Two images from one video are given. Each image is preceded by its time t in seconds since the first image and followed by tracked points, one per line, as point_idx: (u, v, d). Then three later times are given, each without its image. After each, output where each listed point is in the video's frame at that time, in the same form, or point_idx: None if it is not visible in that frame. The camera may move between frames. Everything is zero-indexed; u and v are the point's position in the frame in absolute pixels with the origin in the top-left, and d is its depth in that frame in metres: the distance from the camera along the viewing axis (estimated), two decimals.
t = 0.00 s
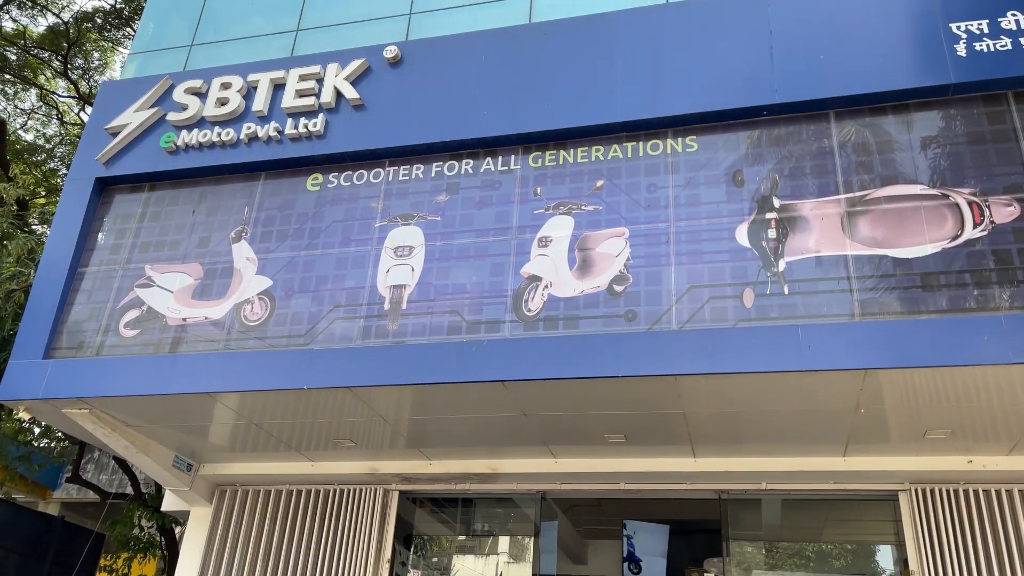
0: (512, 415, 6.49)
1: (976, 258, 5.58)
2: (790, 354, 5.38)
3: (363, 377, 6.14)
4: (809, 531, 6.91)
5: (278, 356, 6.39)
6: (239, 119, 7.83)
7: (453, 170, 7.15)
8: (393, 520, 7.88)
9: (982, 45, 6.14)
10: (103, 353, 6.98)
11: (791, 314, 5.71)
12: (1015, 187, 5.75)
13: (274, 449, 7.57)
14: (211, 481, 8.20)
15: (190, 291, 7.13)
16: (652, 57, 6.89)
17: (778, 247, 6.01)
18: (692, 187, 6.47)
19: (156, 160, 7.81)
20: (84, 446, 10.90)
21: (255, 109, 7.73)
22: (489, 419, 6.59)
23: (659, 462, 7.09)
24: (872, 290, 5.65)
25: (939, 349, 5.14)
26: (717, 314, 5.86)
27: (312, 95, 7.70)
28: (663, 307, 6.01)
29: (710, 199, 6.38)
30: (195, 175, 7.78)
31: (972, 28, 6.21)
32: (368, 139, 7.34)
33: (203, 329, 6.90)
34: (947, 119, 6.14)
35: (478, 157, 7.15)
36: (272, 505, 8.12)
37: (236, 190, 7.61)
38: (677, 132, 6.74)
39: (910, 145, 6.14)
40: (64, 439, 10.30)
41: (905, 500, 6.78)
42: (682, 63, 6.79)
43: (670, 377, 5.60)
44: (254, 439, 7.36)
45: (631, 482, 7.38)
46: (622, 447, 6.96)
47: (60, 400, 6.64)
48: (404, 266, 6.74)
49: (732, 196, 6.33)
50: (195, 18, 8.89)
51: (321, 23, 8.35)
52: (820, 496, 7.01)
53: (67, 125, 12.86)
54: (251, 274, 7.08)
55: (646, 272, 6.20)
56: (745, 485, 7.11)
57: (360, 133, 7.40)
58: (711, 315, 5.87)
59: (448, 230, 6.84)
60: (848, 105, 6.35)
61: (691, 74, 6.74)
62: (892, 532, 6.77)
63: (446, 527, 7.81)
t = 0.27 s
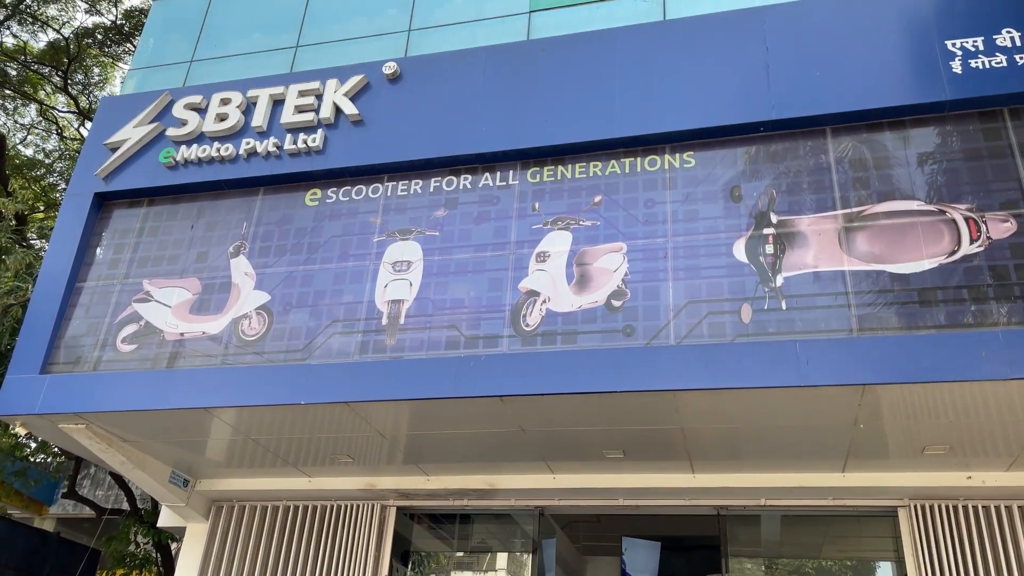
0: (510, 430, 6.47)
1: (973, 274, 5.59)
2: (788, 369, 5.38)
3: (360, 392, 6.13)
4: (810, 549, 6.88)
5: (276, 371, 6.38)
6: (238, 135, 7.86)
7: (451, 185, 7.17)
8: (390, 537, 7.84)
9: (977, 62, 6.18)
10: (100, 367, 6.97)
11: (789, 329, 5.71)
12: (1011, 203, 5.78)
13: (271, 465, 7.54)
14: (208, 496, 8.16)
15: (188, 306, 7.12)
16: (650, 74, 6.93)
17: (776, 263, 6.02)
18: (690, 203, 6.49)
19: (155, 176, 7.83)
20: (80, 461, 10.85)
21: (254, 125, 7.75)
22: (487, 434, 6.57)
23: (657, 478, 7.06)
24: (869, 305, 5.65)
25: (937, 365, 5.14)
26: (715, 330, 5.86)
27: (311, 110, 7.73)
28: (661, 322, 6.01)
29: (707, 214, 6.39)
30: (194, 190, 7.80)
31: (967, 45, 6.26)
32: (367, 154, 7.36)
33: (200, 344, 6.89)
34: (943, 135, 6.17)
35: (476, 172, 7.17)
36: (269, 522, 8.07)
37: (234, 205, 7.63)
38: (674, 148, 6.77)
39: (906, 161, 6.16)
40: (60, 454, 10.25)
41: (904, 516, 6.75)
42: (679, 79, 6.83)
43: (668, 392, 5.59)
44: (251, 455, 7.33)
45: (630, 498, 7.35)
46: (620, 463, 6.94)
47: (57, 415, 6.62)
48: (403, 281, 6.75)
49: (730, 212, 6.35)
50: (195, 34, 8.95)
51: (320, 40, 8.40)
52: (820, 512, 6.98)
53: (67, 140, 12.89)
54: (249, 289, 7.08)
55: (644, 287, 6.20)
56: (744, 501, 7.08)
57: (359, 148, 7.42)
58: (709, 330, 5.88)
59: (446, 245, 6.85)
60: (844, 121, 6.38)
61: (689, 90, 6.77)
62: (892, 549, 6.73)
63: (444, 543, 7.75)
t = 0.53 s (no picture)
0: (505, 440, 6.46)
1: (967, 284, 5.61)
2: (782, 380, 5.39)
3: (354, 402, 6.11)
4: (806, 560, 6.87)
5: (270, 381, 6.37)
6: (233, 144, 7.86)
7: (446, 195, 7.18)
8: (384, 548, 7.81)
9: (969, 74, 6.22)
10: (93, 377, 6.95)
11: (783, 340, 5.72)
12: (1004, 214, 5.80)
13: (265, 475, 7.51)
14: (201, 507, 8.12)
15: (183, 315, 7.11)
16: (644, 85, 6.96)
17: (770, 273, 6.04)
18: (684, 213, 6.51)
19: (149, 185, 7.83)
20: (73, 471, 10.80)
21: (249, 134, 7.76)
22: (482, 444, 6.56)
23: (653, 489, 7.05)
24: (863, 316, 5.67)
25: (931, 375, 5.15)
26: (709, 340, 5.87)
27: (307, 120, 7.74)
28: (655, 332, 6.02)
29: (702, 225, 6.41)
30: (189, 200, 7.80)
31: (960, 57, 6.30)
32: (363, 164, 7.37)
33: (195, 354, 6.88)
34: (936, 147, 6.20)
35: (471, 182, 7.18)
36: (262, 532, 8.04)
37: (229, 214, 7.63)
38: (669, 158, 6.79)
39: (900, 172, 6.19)
40: (52, 464, 10.19)
41: (899, 527, 6.75)
42: (674, 90, 6.86)
43: (663, 402, 5.59)
44: (245, 465, 7.31)
45: (625, 509, 7.33)
46: (615, 473, 6.93)
47: (49, 425, 6.59)
48: (398, 291, 6.75)
49: (724, 222, 6.37)
50: (191, 44, 8.97)
51: (316, 50, 8.42)
52: (815, 523, 6.97)
53: (62, 149, 12.86)
54: (243, 298, 7.07)
55: (638, 297, 6.21)
56: (739, 512, 7.06)
57: (355, 158, 7.43)
58: (704, 340, 5.88)
59: (441, 255, 6.85)
60: (838, 133, 6.41)
61: (683, 101, 6.80)
62: (887, 560, 6.73)
63: (438, 554, 7.73)
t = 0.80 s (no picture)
0: (494, 446, 6.46)
1: (953, 293, 5.66)
2: (770, 386, 5.42)
3: (344, 408, 6.11)
4: (794, 566, 6.89)
5: (260, 387, 6.36)
6: (225, 149, 7.85)
7: (437, 202, 7.19)
8: (374, 554, 7.78)
9: (956, 84, 6.28)
10: (82, 382, 6.92)
11: (772, 347, 5.75)
12: (990, 223, 5.86)
13: (254, 481, 7.49)
14: (189, 513, 8.09)
15: (172, 320, 7.10)
16: (635, 93, 7.00)
17: (759, 280, 6.08)
18: (674, 220, 6.54)
19: (140, 190, 7.82)
20: (61, 477, 10.74)
21: (241, 140, 7.76)
22: (472, 451, 6.56)
23: (642, 495, 7.06)
24: (851, 323, 5.71)
25: (917, 383, 5.19)
26: (699, 347, 5.89)
27: (298, 126, 7.75)
28: (645, 338, 6.04)
29: (692, 232, 6.44)
30: (180, 205, 7.79)
31: (947, 67, 6.36)
32: (354, 170, 7.38)
33: (184, 359, 6.86)
34: (924, 156, 6.26)
35: (462, 189, 7.20)
36: (251, 539, 8.01)
37: (220, 220, 7.62)
38: (659, 166, 6.83)
39: (887, 181, 6.24)
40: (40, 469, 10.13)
41: (886, 534, 6.78)
42: (664, 98, 6.90)
43: (652, 409, 5.62)
44: (234, 471, 7.29)
45: (615, 515, 7.34)
46: (605, 480, 6.94)
47: (37, 430, 6.57)
48: (388, 296, 6.75)
49: (714, 229, 6.41)
50: (183, 49, 8.97)
51: (309, 56, 8.43)
52: (803, 529, 6.98)
53: (52, 153, 12.85)
54: (233, 304, 7.06)
55: (628, 303, 6.24)
56: (728, 518, 7.07)
57: (346, 164, 7.44)
58: (693, 347, 5.91)
59: (432, 261, 6.86)
60: (827, 142, 6.46)
61: (673, 109, 6.84)
62: (874, 567, 6.75)
63: (428, 560, 7.71)
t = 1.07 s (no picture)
0: (478, 450, 6.45)
1: (934, 299, 5.71)
2: (753, 391, 5.44)
3: (327, 411, 6.08)
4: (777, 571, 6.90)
5: (243, 389, 6.32)
6: (209, 150, 7.81)
7: (423, 205, 7.18)
8: (356, 559, 7.74)
9: (938, 93, 6.34)
10: (62, 383, 6.86)
11: (755, 352, 5.78)
12: (971, 230, 5.92)
13: (235, 484, 7.44)
14: (170, 516, 8.02)
15: (154, 322, 7.05)
16: (621, 98, 7.02)
17: (742, 286, 6.10)
18: (659, 225, 6.57)
19: (122, 190, 7.76)
20: (41, 479, 10.62)
21: (225, 141, 7.72)
22: (456, 454, 6.54)
23: (626, 499, 7.07)
24: (834, 329, 5.74)
25: (899, 389, 5.22)
26: (683, 351, 5.91)
27: (284, 127, 7.72)
28: (629, 343, 6.05)
29: (677, 237, 6.47)
30: (163, 205, 7.74)
31: (929, 76, 6.43)
32: (339, 172, 7.36)
33: (166, 361, 6.81)
34: (906, 163, 6.31)
35: (448, 192, 7.20)
36: (233, 543, 7.95)
37: (204, 221, 7.58)
38: (645, 171, 6.85)
39: (870, 188, 6.29)
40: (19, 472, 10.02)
41: (868, 538, 6.82)
42: (650, 104, 6.92)
43: (636, 413, 5.62)
44: (216, 474, 7.24)
45: (598, 519, 7.34)
46: (588, 484, 6.95)
47: (16, 432, 6.49)
48: (373, 299, 6.73)
49: (698, 235, 6.44)
50: (168, 49, 8.92)
51: (295, 57, 8.41)
52: (786, 534, 7.00)
53: (35, 153, 12.76)
54: (216, 305, 7.02)
55: (613, 308, 6.25)
56: (711, 523, 7.09)
57: (331, 166, 7.41)
58: (677, 352, 5.92)
59: (417, 264, 6.85)
60: (810, 148, 6.51)
61: (659, 114, 6.86)
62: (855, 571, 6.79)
63: (411, 564, 7.68)
